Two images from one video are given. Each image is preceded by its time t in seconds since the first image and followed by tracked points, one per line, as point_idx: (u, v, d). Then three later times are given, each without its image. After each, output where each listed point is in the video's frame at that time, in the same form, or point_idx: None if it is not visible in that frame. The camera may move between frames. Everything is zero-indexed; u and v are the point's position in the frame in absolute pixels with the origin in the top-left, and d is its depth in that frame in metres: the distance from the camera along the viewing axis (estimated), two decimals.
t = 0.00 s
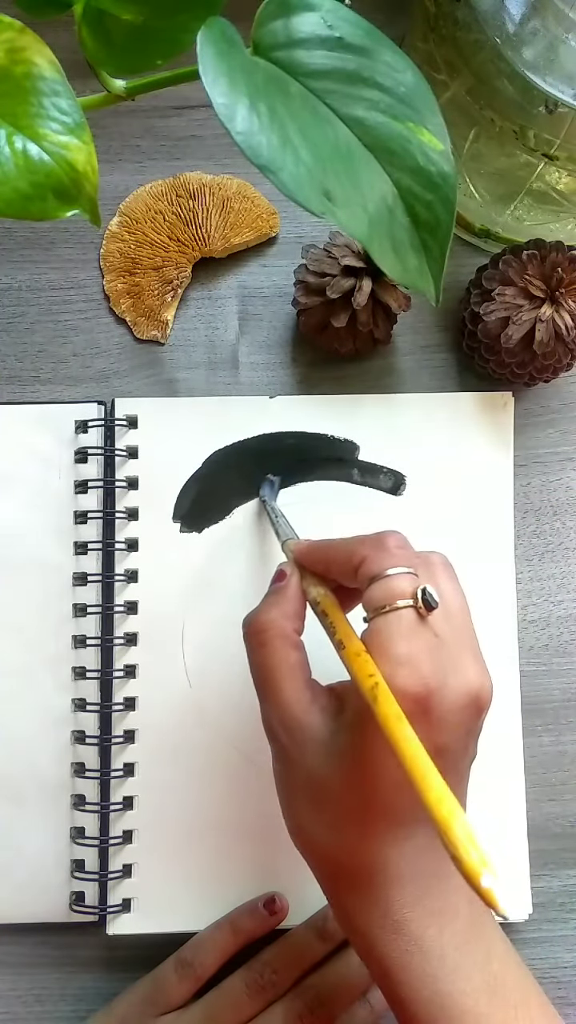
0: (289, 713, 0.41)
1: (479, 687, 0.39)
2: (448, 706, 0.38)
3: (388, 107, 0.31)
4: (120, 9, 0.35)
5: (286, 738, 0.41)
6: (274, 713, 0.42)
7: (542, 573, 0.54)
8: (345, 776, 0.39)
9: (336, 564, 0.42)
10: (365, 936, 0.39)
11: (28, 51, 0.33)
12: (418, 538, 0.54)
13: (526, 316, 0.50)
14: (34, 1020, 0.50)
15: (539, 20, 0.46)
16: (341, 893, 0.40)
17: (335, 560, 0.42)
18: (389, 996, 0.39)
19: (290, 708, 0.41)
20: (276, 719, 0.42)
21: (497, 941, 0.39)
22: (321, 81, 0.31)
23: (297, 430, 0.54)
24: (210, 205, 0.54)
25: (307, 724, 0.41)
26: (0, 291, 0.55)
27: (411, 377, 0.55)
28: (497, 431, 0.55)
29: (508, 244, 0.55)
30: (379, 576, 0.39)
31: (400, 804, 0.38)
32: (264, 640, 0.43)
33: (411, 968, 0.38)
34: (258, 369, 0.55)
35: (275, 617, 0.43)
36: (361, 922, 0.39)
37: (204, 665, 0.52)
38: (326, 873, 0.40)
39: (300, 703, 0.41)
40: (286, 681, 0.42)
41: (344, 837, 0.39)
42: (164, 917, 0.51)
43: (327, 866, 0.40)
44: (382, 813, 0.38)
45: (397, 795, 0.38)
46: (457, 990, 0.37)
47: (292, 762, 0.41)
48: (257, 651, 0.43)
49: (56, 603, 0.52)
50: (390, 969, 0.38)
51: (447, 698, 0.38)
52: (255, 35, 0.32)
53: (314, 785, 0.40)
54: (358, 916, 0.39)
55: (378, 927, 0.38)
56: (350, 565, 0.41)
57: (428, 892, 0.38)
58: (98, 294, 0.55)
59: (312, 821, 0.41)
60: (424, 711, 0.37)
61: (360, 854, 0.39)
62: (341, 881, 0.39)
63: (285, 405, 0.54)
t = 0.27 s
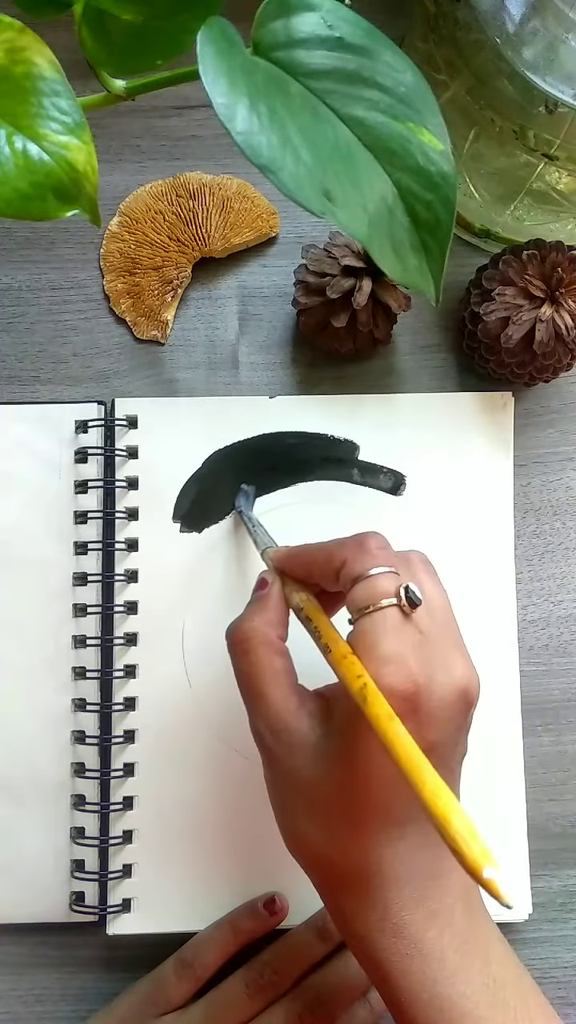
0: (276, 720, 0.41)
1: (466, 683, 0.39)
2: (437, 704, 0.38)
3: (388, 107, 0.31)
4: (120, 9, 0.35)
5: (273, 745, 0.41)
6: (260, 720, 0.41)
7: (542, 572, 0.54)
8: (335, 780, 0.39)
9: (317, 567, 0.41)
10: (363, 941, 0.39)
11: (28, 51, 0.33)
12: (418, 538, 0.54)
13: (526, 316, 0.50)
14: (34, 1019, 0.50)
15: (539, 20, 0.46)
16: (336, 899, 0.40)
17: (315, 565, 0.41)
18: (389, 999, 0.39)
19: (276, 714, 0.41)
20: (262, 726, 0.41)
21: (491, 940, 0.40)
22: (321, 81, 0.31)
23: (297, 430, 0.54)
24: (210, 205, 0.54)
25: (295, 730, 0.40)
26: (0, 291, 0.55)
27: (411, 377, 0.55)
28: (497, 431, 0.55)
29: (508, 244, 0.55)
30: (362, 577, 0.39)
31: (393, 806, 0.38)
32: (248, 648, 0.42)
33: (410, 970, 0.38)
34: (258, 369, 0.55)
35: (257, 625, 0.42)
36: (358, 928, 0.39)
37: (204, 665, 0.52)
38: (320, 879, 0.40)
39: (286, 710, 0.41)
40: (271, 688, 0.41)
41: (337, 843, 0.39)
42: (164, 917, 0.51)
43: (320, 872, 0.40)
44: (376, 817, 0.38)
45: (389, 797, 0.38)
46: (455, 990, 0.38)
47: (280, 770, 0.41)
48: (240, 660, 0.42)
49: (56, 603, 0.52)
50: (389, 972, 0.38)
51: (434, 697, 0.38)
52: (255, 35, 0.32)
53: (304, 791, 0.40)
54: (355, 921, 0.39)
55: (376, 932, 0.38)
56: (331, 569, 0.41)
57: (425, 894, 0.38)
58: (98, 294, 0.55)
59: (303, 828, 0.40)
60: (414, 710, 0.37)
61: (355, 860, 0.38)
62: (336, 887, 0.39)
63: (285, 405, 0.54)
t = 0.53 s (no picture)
0: (256, 735, 0.40)
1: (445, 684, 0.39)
2: (417, 706, 0.38)
3: (387, 107, 0.31)
4: (120, 9, 0.35)
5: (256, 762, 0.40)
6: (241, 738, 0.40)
7: (542, 573, 0.54)
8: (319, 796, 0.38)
9: (288, 580, 0.41)
10: (357, 954, 0.38)
11: (28, 51, 0.33)
12: (417, 538, 0.54)
13: (526, 316, 0.50)
14: (34, 1019, 0.50)
15: (539, 21, 0.46)
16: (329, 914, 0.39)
17: (286, 578, 0.41)
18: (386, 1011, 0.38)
19: (257, 730, 0.40)
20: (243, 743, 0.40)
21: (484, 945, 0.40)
22: (321, 81, 0.31)
23: (297, 430, 0.54)
24: (210, 205, 0.54)
25: (277, 747, 0.39)
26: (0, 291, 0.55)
27: (411, 378, 0.55)
28: (496, 431, 0.55)
29: (508, 244, 0.55)
30: (334, 586, 0.39)
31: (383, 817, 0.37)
32: (224, 664, 0.41)
33: (407, 980, 0.38)
34: (258, 369, 0.55)
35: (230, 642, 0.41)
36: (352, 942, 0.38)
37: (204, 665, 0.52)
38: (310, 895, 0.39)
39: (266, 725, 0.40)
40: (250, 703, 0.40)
41: (327, 858, 0.38)
42: (163, 917, 0.51)
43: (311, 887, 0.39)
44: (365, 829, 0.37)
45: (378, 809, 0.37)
46: (449, 997, 0.38)
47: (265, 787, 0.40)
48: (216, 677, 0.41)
49: (56, 603, 0.52)
50: (385, 983, 0.38)
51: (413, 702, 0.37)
52: (255, 35, 0.32)
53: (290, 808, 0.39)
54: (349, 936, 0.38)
55: (372, 944, 0.38)
56: (302, 581, 0.40)
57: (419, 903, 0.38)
58: (98, 294, 0.55)
59: (291, 844, 0.40)
60: (395, 714, 0.37)
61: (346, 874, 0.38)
62: (328, 903, 0.38)
63: (285, 405, 0.54)
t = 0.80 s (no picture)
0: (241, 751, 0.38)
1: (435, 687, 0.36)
2: (411, 712, 0.35)
3: (387, 107, 0.31)
4: (120, 8, 0.35)
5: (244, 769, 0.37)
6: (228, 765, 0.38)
7: (542, 573, 0.54)
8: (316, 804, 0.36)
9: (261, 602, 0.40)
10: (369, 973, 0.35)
11: (28, 51, 0.33)
12: (417, 538, 0.54)
13: (527, 316, 0.50)
14: (34, 1019, 0.50)
15: (539, 21, 0.46)
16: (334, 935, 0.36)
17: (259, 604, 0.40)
18: None
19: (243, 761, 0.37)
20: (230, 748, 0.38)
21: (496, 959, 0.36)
22: (321, 81, 0.31)
23: (297, 430, 0.54)
24: (210, 205, 0.54)
25: (265, 774, 0.37)
26: (0, 291, 0.55)
27: (411, 378, 0.55)
28: (496, 431, 0.55)
29: (508, 244, 0.55)
30: (310, 600, 0.37)
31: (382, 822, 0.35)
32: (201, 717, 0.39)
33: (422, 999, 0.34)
34: (259, 369, 0.55)
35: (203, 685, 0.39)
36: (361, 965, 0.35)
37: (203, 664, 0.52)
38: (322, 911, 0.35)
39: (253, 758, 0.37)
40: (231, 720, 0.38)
41: (328, 877, 0.35)
42: (164, 917, 0.51)
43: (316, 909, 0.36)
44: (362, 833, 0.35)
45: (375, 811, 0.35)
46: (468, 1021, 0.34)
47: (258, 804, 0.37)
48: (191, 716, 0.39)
49: (56, 603, 0.52)
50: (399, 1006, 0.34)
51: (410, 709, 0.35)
52: (255, 35, 0.32)
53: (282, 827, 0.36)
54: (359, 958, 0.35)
55: (386, 967, 0.34)
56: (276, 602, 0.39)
57: (429, 917, 0.34)
58: (98, 294, 0.55)
59: (291, 875, 0.36)
60: (390, 719, 0.35)
61: (347, 889, 0.35)
62: (334, 927, 0.35)
63: (285, 405, 0.54)
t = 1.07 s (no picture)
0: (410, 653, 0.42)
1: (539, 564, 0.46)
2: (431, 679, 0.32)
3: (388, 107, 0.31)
4: (120, 9, 0.35)
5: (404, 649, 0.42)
6: (391, 628, 0.42)
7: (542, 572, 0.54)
8: (487, 699, 0.43)
9: (391, 476, 0.49)
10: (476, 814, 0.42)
11: (28, 51, 0.33)
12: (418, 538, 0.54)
13: (527, 316, 0.50)
14: (34, 1019, 0.50)
15: (539, 21, 0.46)
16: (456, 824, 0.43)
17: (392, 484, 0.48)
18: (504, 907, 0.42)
19: (419, 633, 0.42)
20: (392, 639, 0.42)
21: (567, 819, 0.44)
22: (321, 81, 0.31)
23: (297, 430, 0.54)
24: (210, 205, 0.54)
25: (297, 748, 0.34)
26: None
27: (411, 378, 0.55)
28: (496, 431, 0.55)
29: (508, 244, 0.55)
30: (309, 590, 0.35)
31: (526, 695, 0.44)
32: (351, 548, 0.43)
33: (527, 823, 0.42)
34: (259, 369, 0.55)
35: (344, 531, 0.43)
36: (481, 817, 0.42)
37: (204, 664, 0.52)
38: (451, 729, 0.42)
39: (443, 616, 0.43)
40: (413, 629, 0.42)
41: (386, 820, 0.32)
42: (164, 918, 0.51)
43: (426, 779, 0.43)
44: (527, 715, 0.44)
45: (530, 683, 0.44)
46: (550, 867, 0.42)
47: (425, 696, 0.42)
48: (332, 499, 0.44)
49: (56, 603, 0.52)
50: (518, 876, 0.42)
51: (494, 588, 0.45)
52: (254, 35, 0.32)
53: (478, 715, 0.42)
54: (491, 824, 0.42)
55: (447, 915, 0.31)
56: (408, 477, 0.49)
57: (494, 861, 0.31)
58: (98, 294, 0.55)
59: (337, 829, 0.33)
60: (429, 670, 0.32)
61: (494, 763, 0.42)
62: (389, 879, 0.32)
63: (285, 405, 0.54)
